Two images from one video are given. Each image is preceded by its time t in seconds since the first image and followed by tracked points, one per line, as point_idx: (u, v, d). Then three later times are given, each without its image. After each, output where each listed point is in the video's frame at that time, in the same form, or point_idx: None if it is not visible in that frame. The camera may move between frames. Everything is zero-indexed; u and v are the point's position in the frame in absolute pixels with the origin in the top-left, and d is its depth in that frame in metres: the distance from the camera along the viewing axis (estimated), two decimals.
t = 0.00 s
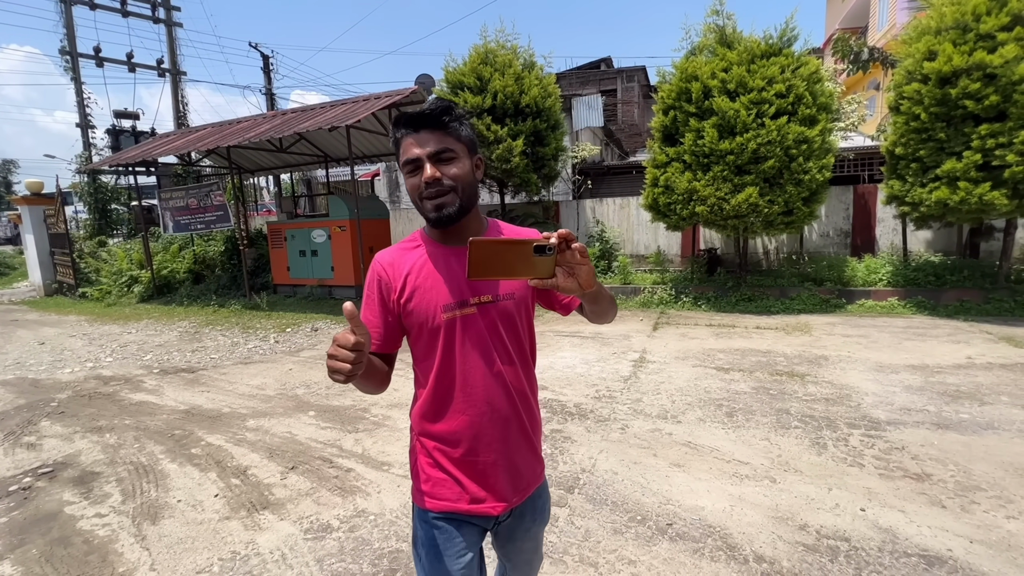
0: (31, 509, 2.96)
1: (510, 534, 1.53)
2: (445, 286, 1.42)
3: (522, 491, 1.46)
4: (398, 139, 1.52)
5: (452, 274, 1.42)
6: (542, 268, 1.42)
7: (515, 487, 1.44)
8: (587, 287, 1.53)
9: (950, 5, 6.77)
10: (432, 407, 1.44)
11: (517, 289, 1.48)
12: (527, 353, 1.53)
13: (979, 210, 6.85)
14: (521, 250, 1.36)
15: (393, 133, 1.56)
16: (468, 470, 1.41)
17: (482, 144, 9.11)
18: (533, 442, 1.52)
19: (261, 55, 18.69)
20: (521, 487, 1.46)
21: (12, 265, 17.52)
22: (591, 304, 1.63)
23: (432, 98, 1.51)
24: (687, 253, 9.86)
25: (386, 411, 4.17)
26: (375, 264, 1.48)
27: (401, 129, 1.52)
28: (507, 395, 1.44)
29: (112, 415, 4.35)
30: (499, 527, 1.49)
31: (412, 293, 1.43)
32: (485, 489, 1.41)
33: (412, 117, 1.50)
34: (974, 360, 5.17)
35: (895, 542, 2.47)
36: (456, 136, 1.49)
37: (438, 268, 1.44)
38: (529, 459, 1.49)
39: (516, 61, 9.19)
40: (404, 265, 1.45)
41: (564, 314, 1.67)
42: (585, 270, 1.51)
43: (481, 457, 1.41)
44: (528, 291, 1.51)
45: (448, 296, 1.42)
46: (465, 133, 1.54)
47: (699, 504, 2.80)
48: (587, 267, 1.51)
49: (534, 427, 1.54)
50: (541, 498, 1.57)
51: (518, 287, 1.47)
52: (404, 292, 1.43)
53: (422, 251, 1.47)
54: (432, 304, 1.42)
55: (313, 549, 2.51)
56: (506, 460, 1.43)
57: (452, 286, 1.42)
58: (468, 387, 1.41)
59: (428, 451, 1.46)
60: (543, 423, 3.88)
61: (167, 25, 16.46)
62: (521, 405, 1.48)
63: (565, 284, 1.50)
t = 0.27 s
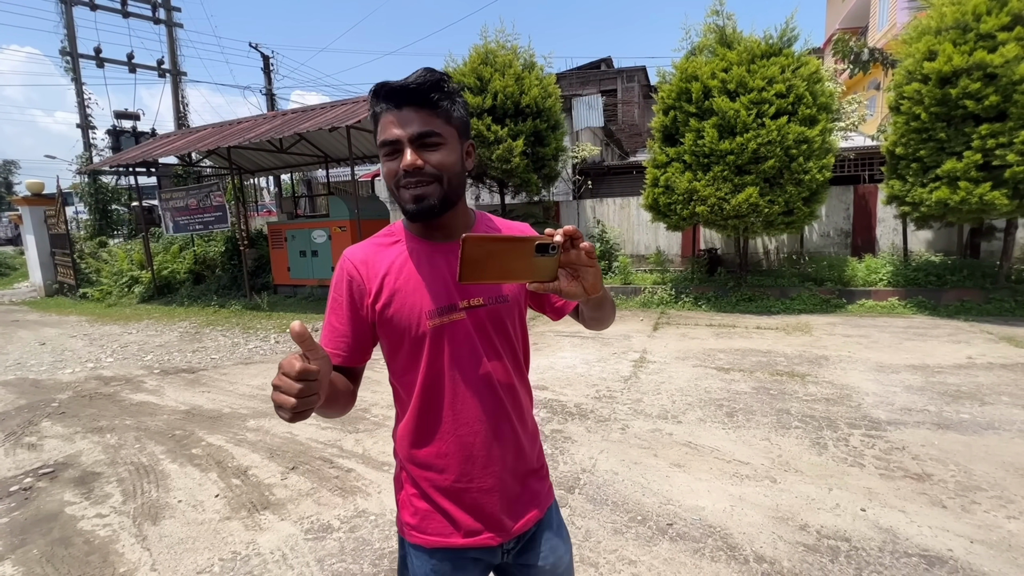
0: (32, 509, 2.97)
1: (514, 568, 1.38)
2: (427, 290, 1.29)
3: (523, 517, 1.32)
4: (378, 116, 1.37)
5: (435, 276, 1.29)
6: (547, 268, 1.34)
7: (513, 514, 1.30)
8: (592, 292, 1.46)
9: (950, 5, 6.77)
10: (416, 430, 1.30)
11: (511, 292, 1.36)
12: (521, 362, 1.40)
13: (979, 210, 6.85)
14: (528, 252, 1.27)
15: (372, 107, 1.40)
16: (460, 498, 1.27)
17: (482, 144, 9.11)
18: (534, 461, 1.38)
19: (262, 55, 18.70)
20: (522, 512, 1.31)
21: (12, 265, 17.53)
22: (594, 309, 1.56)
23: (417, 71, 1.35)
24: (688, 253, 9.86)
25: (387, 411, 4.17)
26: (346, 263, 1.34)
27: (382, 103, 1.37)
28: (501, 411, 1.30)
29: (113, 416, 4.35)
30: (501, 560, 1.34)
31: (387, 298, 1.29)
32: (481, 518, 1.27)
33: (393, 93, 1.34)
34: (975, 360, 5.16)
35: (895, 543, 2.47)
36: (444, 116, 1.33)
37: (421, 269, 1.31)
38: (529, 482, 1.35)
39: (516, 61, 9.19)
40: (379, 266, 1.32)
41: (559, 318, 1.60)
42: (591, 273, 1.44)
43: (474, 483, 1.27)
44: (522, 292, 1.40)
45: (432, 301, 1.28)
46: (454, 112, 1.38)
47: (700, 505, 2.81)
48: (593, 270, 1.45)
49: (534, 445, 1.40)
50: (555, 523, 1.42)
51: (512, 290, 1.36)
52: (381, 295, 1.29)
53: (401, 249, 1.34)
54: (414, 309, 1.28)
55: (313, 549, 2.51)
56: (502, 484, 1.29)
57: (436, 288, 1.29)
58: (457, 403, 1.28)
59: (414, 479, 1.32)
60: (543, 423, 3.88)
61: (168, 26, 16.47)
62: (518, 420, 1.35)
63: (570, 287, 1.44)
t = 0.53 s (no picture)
0: (33, 510, 2.97)
1: None
2: (437, 305, 1.23)
3: (529, 553, 1.27)
4: (401, 105, 1.27)
5: (447, 289, 1.24)
6: (580, 291, 1.27)
7: (516, 549, 1.26)
8: (625, 318, 1.39)
9: (951, 5, 6.76)
10: (418, 455, 1.27)
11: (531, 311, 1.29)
12: (536, 385, 1.34)
13: (980, 210, 6.85)
14: (560, 273, 1.20)
15: (394, 90, 1.30)
16: (460, 528, 1.24)
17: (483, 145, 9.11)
18: (542, 492, 1.33)
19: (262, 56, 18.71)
20: (526, 548, 1.27)
21: (13, 266, 17.55)
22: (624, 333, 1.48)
23: (449, 58, 1.26)
24: (688, 253, 9.86)
25: (387, 411, 4.17)
26: (353, 267, 1.28)
27: (408, 91, 1.26)
28: (508, 442, 1.25)
29: (114, 416, 4.36)
30: None
31: (395, 310, 1.23)
32: (480, 550, 1.24)
33: (425, 80, 1.24)
34: (976, 360, 5.16)
35: (896, 543, 2.47)
36: (476, 113, 1.25)
37: (433, 279, 1.25)
38: (536, 514, 1.30)
39: (517, 62, 9.20)
40: (388, 274, 1.26)
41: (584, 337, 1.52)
42: (626, 299, 1.38)
43: (476, 514, 1.24)
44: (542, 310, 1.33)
45: (442, 317, 1.23)
46: (486, 107, 1.29)
47: (700, 505, 2.81)
48: (628, 296, 1.38)
49: (544, 474, 1.34)
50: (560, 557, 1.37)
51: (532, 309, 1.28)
52: (388, 305, 1.24)
53: (412, 256, 1.28)
54: (422, 325, 1.22)
55: (313, 549, 2.52)
56: (504, 517, 1.26)
57: (448, 302, 1.23)
58: (461, 430, 1.24)
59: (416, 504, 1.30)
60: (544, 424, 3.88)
61: (168, 27, 16.47)
62: (526, 449, 1.29)
63: (600, 311, 1.36)
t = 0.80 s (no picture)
0: (34, 509, 2.97)
1: None
2: (480, 316, 1.13)
3: None
4: (471, 84, 1.22)
5: (495, 299, 1.15)
6: (648, 318, 1.17)
7: None
8: (702, 348, 1.26)
9: (952, 5, 6.77)
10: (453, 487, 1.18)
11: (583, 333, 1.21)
12: (582, 415, 1.26)
13: (981, 211, 6.85)
14: (626, 297, 1.12)
15: (464, 70, 1.25)
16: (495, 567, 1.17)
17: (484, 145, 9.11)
18: (583, 527, 1.26)
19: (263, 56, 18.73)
20: None
21: (14, 266, 17.59)
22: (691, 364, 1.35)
23: (529, 40, 1.22)
24: (688, 253, 9.86)
25: (388, 411, 4.17)
26: (389, 259, 1.17)
27: (480, 69, 1.22)
28: (552, 475, 1.17)
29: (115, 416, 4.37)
30: None
31: (434, 315, 1.13)
32: None
33: (502, 63, 1.19)
34: (977, 360, 5.15)
35: (897, 544, 2.47)
36: (550, 104, 1.21)
37: (481, 285, 1.16)
38: (574, 553, 1.23)
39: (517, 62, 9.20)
40: (431, 273, 1.16)
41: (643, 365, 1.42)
42: (703, 326, 1.25)
43: (513, 553, 1.16)
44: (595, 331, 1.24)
45: (485, 329, 1.13)
46: (558, 99, 1.24)
47: (701, 505, 2.80)
48: (707, 323, 1.25)
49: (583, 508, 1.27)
50: None
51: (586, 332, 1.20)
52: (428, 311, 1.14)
53: (460, 257, 1.18)
54: (462, 337, 1.12)
55: (314, 549, 2.52)
56: (542, 556, 1.19)
57: (493, 314, 1.14)
58: (503, 464, 1.16)
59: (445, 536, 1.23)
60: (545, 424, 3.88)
61: (169, 27, 16.51)
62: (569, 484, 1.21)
63: (671, 340, 1.24)
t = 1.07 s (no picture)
0: (34, 510, 2.97)
1: None
2: (518, 344, 1.10)
3: None
4: (543, 73, 1.20)
5: (536, 327, 1.13)
6: (719, 351, 1.14)
7: None
8: (779, 382, 1.23)
9: (954, 4, 6.75)
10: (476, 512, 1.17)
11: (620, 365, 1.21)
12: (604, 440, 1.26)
13: (983, 210, 6.83)
14: (698, 329, 1.08)
15: (538, 59, 1.22)
16: None
17: (485, 145, 9.09)
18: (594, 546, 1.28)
19: (264, 56, 18.73)
20: None
21: (13, 266, 17.61)
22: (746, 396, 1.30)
23: (611, 35, 1.22)
24: (689, 253, 9.84)
25: (388, 412, 4.16)
26: (427, 262, 1.11)
27: (555, 57, 1.20)
28: (576, 503, 1.18)
29: (114, 416, 4.36)
30: None
31: (469, 333, 1.09)
32: None
33: (585, 58, 1.18)
34: (979, 361, 5.14)
35: (899, 545, 2.45)
36: (628, 109, 1.21)
37: (524, 312, 1.12)
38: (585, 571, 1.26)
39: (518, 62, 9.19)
40: (469, 282, 1.12)
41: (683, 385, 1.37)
42: (782, 359, 1.21)
43: None
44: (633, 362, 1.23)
45: (522, 359, 1.10)
46: (631, 106, 1.24)
47: (701, 506, 2.79)
48: (785, 356, 1.22)
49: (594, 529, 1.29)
50: None
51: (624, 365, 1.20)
52: (467, 328, 1.09)
53: (501, 273, 1.14)
54: (499, 365, 1.09)
55: (313, 550, 2.51)
56: None
57: (532, 343, 1.11)
58: (529, 492, 1.14)
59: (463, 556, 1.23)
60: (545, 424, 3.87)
61: (169, 27, 16.51)
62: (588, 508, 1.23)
63: (746, 374, 1.21)
